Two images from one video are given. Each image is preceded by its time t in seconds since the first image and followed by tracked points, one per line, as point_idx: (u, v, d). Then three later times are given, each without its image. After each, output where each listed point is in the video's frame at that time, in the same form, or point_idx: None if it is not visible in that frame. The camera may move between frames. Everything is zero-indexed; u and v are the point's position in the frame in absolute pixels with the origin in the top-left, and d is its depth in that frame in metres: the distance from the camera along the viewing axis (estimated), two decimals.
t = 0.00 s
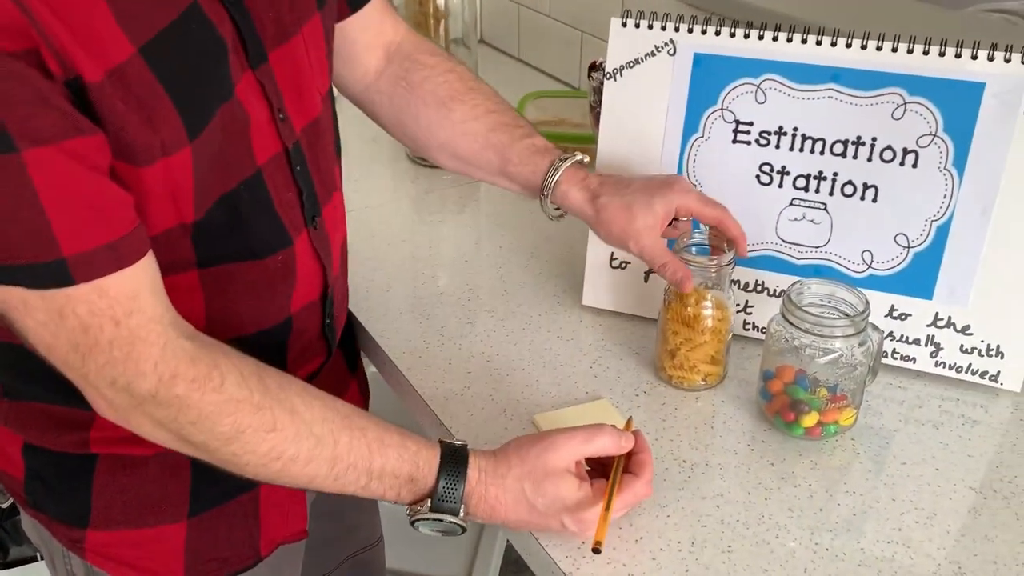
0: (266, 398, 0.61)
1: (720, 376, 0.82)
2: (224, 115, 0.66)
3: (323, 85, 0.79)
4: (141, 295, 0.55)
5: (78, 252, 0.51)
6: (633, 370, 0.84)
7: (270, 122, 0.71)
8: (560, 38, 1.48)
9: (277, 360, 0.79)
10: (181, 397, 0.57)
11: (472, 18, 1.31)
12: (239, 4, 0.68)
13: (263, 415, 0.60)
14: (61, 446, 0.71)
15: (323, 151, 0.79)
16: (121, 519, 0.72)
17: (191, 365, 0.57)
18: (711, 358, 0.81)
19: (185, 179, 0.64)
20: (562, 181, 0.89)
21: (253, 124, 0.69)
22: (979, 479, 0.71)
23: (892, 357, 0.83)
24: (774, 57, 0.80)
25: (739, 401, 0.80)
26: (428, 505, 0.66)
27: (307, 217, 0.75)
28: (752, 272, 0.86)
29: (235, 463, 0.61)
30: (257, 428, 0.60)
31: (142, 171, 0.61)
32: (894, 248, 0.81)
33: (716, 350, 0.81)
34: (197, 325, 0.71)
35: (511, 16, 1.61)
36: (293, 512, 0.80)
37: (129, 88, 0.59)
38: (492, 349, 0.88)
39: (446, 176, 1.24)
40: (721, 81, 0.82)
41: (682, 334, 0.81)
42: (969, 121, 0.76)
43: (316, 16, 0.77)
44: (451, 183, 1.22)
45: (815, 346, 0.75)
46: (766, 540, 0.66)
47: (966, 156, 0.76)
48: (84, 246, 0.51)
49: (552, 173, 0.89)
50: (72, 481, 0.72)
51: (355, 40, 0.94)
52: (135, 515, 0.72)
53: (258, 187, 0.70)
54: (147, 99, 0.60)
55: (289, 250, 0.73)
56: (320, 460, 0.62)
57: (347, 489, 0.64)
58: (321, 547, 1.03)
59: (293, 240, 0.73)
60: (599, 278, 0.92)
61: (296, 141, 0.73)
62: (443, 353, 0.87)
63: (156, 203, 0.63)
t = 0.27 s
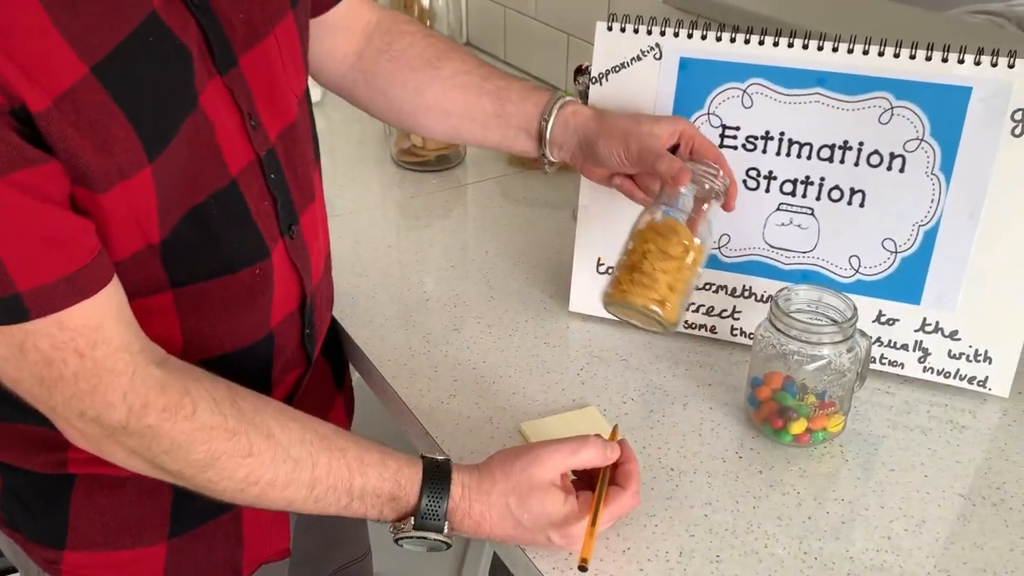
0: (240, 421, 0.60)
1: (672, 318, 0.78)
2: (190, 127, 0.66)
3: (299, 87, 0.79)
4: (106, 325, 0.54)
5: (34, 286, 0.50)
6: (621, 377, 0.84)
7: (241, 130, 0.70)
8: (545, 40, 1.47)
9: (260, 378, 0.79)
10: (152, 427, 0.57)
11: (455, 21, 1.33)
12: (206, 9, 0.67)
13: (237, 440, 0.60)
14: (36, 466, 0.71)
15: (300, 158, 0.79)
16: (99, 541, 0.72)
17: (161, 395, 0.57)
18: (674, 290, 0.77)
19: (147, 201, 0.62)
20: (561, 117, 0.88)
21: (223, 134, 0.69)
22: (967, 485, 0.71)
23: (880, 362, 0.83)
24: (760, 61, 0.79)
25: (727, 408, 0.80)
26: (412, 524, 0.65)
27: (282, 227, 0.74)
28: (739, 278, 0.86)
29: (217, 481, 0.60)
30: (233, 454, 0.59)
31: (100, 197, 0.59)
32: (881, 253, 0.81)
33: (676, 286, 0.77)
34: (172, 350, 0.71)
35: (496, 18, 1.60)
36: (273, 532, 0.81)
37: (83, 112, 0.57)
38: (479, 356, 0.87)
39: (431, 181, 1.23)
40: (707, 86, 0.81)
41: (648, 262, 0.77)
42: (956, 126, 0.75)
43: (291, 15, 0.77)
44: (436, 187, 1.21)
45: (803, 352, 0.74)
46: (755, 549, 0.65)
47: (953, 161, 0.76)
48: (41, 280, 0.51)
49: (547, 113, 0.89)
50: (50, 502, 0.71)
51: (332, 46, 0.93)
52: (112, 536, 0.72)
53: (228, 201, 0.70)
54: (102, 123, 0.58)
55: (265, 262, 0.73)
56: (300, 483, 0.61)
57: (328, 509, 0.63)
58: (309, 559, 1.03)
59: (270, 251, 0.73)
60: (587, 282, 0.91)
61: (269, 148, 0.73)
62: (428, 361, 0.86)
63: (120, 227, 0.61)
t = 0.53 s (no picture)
0: (225, 438, 0.59)
1: (616, 306, 0.75)
2: (169, 134, 0.65)
3: (280, 89, 0.79)
4: (82, 343, 0.53)
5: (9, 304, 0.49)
6: (612, 383, 0.83)
7: (224, 136, 0.70)
8: (534, 40, 1.46)
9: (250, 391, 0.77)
10: (134, 446, 0.56)
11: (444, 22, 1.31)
12: (184, 13, 0.68)
13: (222, 458, 0.58)
14: (22, 484, 0.69)
15: (284, 162, 0.78)
16: (87, 560, 0.71)
17: (142, 412, 0.56)
18: (625, 274, 0.75)
19: (127, 211, 0.61)
20: (546, 103, 0.88)
21: (205, 140, 0.68)
22: (961, 491, 0.70)
23: (874, 366, 0.82)
24: (752, 63, 0.78)
25: (720, 414, 0.79)
26: (404, 538, 0.64)
27: (268, 233, 0.74)
28: (730, 282, 0.85)
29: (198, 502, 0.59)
30: (218, 472, 0.58)
31: (77, 210, 0.58)
32: (874, 257, 0.80)
33: (626, 271, 0.75)
34: (162, 371, 0.70)
35: (485, 18, 1.59)
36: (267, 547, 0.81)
37: (55, 122, 0.56)
38: (469, 362, 0.86)
39: (420, 183, 1.22)
40: (699, 88, 0.81)
41: (603, 241, 0.75)
42: (949, 128, 0.75)
43: (269, 15, 0.77)
44: (425, 189, 1.20)
45: (797, 357, 0.73)
46: (748, 558, 0.65)
47: (946, 164, 0.75)
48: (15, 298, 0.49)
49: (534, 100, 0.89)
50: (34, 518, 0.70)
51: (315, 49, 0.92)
52: (101, 555, 0.71)
53: (213, 208, 0.68)
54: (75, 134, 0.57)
55: (251, 268, 0.72)
56: (289, 500, 0.60)
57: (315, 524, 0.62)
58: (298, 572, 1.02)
59: (256, 258, 0.72)
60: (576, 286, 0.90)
61: (251, 152, 0.72)
62: (417, 367, 0.85)
63: (98, 238, 0.60)
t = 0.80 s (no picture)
0: (209, 444, 0.58)
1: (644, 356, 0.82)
2: (153, 134, 0.63)
3: (268, 88, 0.77)
4: (61, 348, 0.51)
5: None
6: (606, 384, 0.82)
7: (211, 134, 0.68)
8: (527, 36, 1.45)
9: (237, 394, 0.76)
10: (114, 453, 0.54)
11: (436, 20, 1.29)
12: (171, 10, 0.66)
13: (207, 463, 0.57)
14: (5, 490, 0.67)
15: (272, 163, 0.77)
16: (73, 565, 0.70)
17: (124, 418, 0.54)
18: (640, 328, 0.80)
19: (110, 211, 0.60)
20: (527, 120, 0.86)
21: (192, 139, 0.66)
22: (960, 493, 0.69)
23: (871, 366, 0.81)
24: (748, 59, 0.77)
25: (716, 415, 0.78)
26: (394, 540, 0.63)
27: (257, 234, 0.72)
28: (725, 281, 0.84)
29: (178, 510, 0.57)
30: (201, 478, 0.57)
31: (57, 210, 0.56)
32: (872, 255, 0.79)
33: (643, 316, 0.80)
34: (145, 374, 0.68)
35: (476, 15, 1.57)
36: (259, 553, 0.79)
37: (35, 121, 0.54)
38: (461, 363, 0.84)
39: (411, 181, 1.20)
40: (694, 85, 0.79)
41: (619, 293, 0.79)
42: (948, 124, 0.73)
43: (257, 13, 0.76)
44: (416, 188, 1.19)
45: (794, 358, 0.72)
46: (745, 563, 0.63)
47: (944, 160, 0.74)
48: None
49: (518, 106, 0.86)
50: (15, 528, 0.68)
51: (303, 45, 0.91)
52: (88, 560, 0.70)
53: (199, 208, 0.67)
54: (56, 133, 0.56)
55: (239, 269, 0.70)
56: (275, 501, 0.59)
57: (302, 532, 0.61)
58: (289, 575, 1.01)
59: (244, 259, 0.71)
60: (570, 284, 0.89)
61: (239, 152, 0.71)
62: (409, 368, 0.84)
63: (81, 239, 0.59)
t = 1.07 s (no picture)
0: (185, 426, 0.58)
1: (647, 373, 0.81)
2: (151, 130, 0.63)
3: (267, 88, 0.77)
4: (39, 342, 0.51)
5: None
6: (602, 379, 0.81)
7: (207, 135, 0.68)
8: (523, 31, 1.44)
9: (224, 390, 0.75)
10: (91, 443, 0.55)
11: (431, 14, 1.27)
12: (172, 8, 0.65)
13: (185, 444, 0.58)
14: None
15: (267, 162, 0.76)
16: (60, 566, 0.69)
17: (99, 409, 0.55)
18: (641, 355, 0.79)
19: (106, 202, 0.60)
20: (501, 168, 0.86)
21: (187, 138, 0.66)
22: (958, 487, 0.69)
23: (867, 361, 0.81)
24: (744, 53, 0.77)
25: (712, 410, 0.78)
26: (377, 502, 0.62)
27: (252, 233, 0.72)
28: (721, 276, 0.84)
29: (158, 502, 0.58)
30: (180, 459, 0.57)
31: (57, 198, 0.56)
32: (868, 250, 0.79)
33: (655, 344, 0.80)
34: (130, 368, 0.67)
35: (472, 9, 1.57)
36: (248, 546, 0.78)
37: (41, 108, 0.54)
38: (456, 358, 0.84)
39: (406, 177, 1.20)
40: (689, 79, 0.79)
41: (637, 337, 0.79)
42: (944, 118, 0.73)
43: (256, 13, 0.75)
44: (412, 183, 1.18)
45: (790, 353, 0.72)
46: (742, 558, 0.63)
47: (941, 154, 0.74)
48: None
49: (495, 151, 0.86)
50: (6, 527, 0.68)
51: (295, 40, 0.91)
52: (75, 560, 0.70)
53: (191, 204, 0.66)
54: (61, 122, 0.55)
55: (228, 268, 0.70)
56: (253, 475, 0.60)
57: (281, 509, 0.61)
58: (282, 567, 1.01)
59: (234, 259, 0.70)
60: (564, 282, 0.89)
61: (235, 152, 0.70)
62: (404, 364, 0.83)
63: (75, 230, 0.59)
